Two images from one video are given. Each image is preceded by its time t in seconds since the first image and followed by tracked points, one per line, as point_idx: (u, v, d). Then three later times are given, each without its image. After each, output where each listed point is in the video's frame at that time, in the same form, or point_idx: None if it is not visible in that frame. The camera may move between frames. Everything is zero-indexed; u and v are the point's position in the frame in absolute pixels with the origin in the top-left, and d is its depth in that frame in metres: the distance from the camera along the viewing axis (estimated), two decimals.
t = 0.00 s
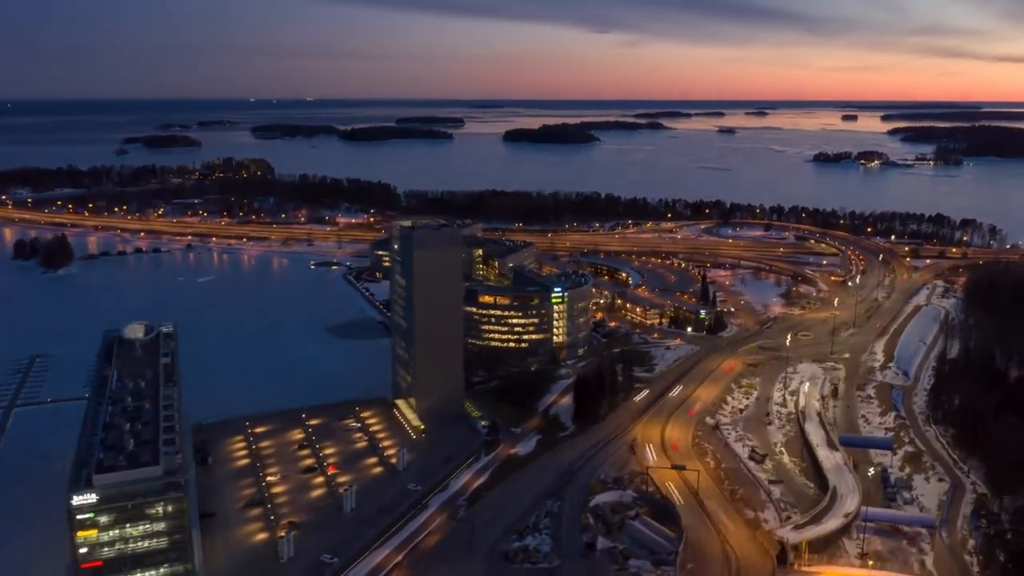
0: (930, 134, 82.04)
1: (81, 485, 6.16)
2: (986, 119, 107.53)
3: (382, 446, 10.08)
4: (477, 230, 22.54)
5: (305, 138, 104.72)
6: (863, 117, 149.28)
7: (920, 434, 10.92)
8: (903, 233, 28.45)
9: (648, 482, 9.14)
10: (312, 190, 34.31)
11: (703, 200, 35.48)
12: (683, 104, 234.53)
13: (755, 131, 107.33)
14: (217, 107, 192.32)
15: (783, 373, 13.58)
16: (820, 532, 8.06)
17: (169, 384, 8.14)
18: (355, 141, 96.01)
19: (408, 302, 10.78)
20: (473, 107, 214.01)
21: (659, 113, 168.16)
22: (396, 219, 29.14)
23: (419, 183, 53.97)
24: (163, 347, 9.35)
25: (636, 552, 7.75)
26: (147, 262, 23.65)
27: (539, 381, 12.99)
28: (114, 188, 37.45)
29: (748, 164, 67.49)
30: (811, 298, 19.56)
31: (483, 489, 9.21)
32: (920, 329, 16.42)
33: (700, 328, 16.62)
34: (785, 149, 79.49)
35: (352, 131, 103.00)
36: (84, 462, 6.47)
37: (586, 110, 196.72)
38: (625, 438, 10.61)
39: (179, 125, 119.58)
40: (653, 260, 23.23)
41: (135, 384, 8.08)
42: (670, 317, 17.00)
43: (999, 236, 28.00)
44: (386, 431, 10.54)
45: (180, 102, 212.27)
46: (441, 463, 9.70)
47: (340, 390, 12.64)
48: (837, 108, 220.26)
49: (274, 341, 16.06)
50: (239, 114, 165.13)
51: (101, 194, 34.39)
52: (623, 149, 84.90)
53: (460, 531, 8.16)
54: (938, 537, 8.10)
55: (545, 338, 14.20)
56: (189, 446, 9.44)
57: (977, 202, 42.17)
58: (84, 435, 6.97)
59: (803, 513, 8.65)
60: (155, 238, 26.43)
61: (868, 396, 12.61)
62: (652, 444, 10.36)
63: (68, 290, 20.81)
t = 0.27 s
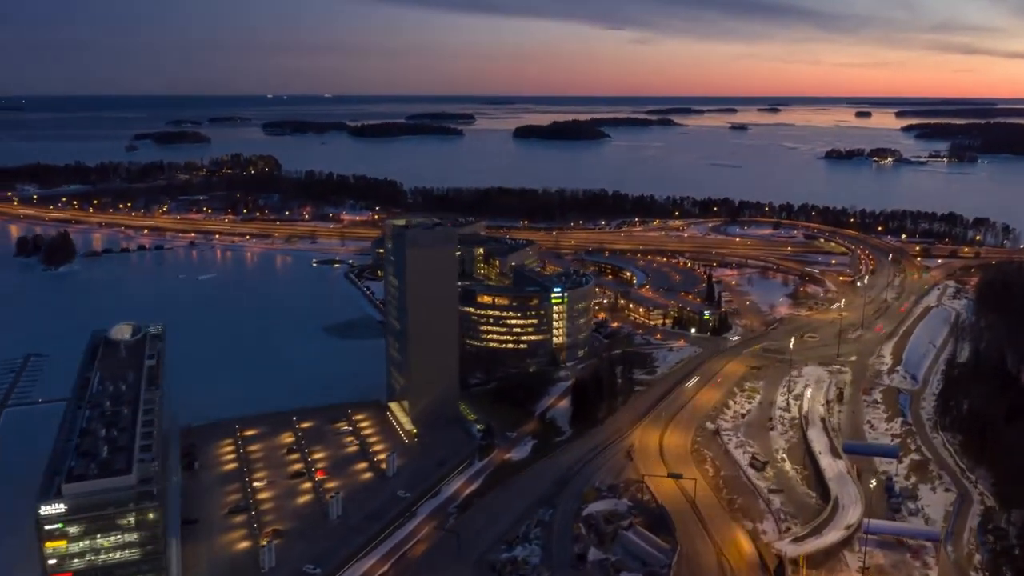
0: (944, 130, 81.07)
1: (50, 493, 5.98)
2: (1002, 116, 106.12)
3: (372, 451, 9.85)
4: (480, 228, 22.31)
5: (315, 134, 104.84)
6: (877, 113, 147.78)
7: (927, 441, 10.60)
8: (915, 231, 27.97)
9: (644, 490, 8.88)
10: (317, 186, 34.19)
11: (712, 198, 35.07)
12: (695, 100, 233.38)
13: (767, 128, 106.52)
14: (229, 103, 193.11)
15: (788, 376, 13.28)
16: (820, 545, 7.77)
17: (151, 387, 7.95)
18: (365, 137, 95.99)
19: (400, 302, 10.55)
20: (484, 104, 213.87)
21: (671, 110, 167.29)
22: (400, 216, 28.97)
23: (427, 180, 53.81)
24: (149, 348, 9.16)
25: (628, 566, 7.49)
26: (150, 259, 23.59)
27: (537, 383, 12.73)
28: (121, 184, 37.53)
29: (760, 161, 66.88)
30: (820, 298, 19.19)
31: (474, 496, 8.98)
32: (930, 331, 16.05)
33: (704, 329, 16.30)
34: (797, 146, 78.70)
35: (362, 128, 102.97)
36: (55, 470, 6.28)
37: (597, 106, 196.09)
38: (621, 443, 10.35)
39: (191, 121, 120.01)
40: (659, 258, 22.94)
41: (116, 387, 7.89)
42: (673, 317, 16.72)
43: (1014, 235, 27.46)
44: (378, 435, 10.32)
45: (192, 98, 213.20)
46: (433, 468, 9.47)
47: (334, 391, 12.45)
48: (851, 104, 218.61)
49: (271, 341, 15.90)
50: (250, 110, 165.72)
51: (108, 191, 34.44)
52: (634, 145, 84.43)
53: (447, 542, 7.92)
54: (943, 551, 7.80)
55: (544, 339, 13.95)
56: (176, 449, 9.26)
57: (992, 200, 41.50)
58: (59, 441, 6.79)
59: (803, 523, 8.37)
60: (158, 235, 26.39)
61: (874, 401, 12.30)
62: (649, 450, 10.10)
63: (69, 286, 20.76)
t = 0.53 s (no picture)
0: (962, 127, 79.88)
1: (12, 505, 5.79)
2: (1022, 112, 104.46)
3: (361, 456, 9.62)
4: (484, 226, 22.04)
5: (327, 129, 104.96)
6: (894, 109, 146.00)
7: (935, 451, 10.24)
8: (929, 230, 27.41)
9: (638, 500, 8.59)
10: (324, 182, 34.04)
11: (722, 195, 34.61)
12: (710, 96, 231.72)
13: (782, 124, 105.50)
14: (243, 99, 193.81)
15: (792, 380, 12.92)
16: (819, 561, 7.46)
17: (128, 391, 7.75)
18: (376, 133, 95.90)
19: (392, 303, 10.31)
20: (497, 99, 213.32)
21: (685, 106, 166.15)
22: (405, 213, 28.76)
23: (436, 176, 53.59)
24: (131, 350, 8.96)
25: None
26: (153, 256, 23.54)
27: (534, 386, 12.45)
28: (129, 180, 37.57)
29: (773, 157, 66.14)
30: (829, 299, 18.78)
31: (463, 504, 8.73)
32: (941, 333, 15.63)
33: (708, 331, 15.94)
34: (812, 143, 77.77)
35: (374, 124, 102.95)
36: (19, 480, 6.09)
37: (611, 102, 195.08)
38: (618, 450, 10.05)
39: (204, 117, 120.42)
40: (665, 257, 22.59)
41: (92, 391, 7.69)
42: (677, 318, 16.39)
43: None
44: (368, 439, 10.09)
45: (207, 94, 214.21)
46: (422, 475, 9.22)
47: (325, 394, 12.25)
48: (868, 100, 216.04)
49: (268, 340, 15.72)
50: (264, 105, 166.24)
51: (115, 187, 34.47)
52: (646, 141, 83.77)
53: (432, 553, 7.67)
54: (948, 569, 7.45)
55: (543, 340, 13.67)
56: (160, 452, 9.07)
57: (1010, 198, 40.71)
58: (26, 448, 6.60)
59: (803, 537, 8.05)
60: (162, 232, 26.34)
61: (881, 407, 11.94)
62: (646, 457, 9.80)
63: (71, 283, 20.73)
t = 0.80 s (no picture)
0: (978, 123, 78.78)
1: None
2: None
3: (351, 461, 9.42)
4: (488, 224, 21.82)
5: (338, 125, 105.04)
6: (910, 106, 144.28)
7: (942, 459, 9.93)
8: (942, 229, 26.91)
9: (632, 510, 8.34)
10: (330, 179, 33.92)
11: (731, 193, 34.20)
12: (722, 92, 230.24)
13: (796, 120, 104.52)
14: (256, 94, 194.41)
15: (797, 384, 12.62)
16: None
17: (107, 397, 7.58)
18: (387, 129, 95.85)
19: (384, 304, 10.12)
20: (509, 95, 212.81)
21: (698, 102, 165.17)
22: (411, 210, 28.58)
23: (445, 172, 53.42)
24: (114, 352, 8.79)
25: None
26: (156, 253, 23.48)
27: (532, 389, 12.21)
28: (137, 176, 37.63)
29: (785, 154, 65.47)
30: (837, 299, 18.42)
31: (453, 511, 8.50)
32: (952, 336, 15.26)
33: (713, 332, 15.64)
34: (825, 139, 76.94)
35: (385, 120, 102.92)
36: None
37: (623, 98, 194.03)
38: (614, 457, 9.80)
39: (216, 112, 120.92)
40: (671, 256, 22.28)
41: (70, 395, 7.52)
42: (681, 319, 16.10)
43: None
44: (359, 443, 9.89)
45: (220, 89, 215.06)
46: (412, 481, 9.01)
47: (318, 397, 12.10)
48: (883, 96, 213.74)
49: (266, 340, 15.58)
50: (276, 101, 166.67)
51: (123, 183, 34.54)
52: (657, 138, 83.23)
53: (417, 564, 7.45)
54: None
55: (542, 342, 13.44)
56: (145, 456, 8.91)
57: None
58: None
59: (802, 550, 7.77)
60: (167, 228, 26.30)
61: (888, 412, 11.61)
62: (643, 464, 9.55)
63: (73, 279, 20.69)
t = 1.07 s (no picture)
0: (996, 120, 77.63)
1: None
2: None
3: (340, 465, 9.23)
4: (491, 222, 21.60)
5: (350, 121, 105.09)
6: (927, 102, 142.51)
7: (949, 468, 9.62)
8: (956, 227, 26.41)
9: (625, 520, 8.10)
10: (337, 175, 33.80)
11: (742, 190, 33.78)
12: (736, 88, 228.52)
13: (810, 117, 103.47)
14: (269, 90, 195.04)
15: (802, 388, 12.31)
16: None
17: (86, 401, 7.44)
18: (398, 125, 95.77)
19: (375, 305, 9.91)
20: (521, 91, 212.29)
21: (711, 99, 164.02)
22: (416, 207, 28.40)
23: (454, 168, 53.23)
24: (98, 354, 8.64)
25: None
26: (159, 250, 23.43)
27: (530, 392, 11.97)
28: (146, 172, 37.68)
29: (798, 150, 64.78)
30: (846, 300, 18.06)
31: (442, 520, 8.28)
32: (963, 338, 14.89)
33: (717, 333, 15.35)
34: (839, 136, 76.07)
35: (395, 115, 102.85)
36: None
37: (636, 94, 193.15)
38: (610, 463, 9.55)
39: (229, 108, 121.36)
40: (678, 254, 21.96)
41: (48, 399, 7.39)
42: (685, 320, 15.82)
43: None
44: (350, 447, 9.69)
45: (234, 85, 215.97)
46: (402, 488, 8.79)
47: (310, 401, 11.95)
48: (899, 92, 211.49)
49: (264, 339, 15.46)
50: (289, 96, 167.07)
51: (131, 179, 34.59)
52: (669, 134, 82.63)
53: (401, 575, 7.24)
54: None
55: (541, 343, 13.21)
56: (130, 459, 8.75)
57: None
58: None
59: (799, 564, 7.50)
60: (172, 225, 26.27)
61: (895, 418, 11.29)
62: (639, 471, 9.29)
63: (75, 276, 20.65)
